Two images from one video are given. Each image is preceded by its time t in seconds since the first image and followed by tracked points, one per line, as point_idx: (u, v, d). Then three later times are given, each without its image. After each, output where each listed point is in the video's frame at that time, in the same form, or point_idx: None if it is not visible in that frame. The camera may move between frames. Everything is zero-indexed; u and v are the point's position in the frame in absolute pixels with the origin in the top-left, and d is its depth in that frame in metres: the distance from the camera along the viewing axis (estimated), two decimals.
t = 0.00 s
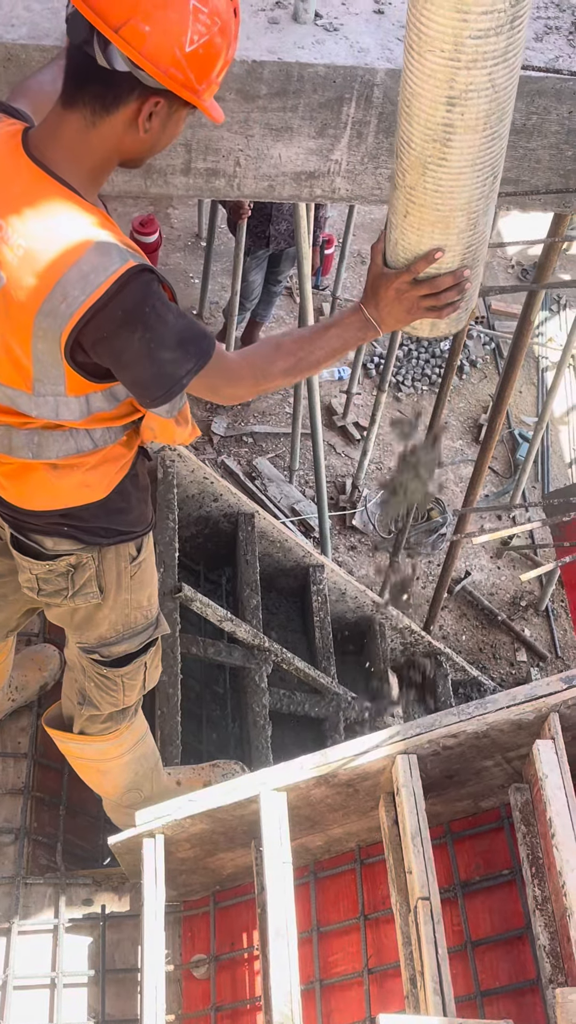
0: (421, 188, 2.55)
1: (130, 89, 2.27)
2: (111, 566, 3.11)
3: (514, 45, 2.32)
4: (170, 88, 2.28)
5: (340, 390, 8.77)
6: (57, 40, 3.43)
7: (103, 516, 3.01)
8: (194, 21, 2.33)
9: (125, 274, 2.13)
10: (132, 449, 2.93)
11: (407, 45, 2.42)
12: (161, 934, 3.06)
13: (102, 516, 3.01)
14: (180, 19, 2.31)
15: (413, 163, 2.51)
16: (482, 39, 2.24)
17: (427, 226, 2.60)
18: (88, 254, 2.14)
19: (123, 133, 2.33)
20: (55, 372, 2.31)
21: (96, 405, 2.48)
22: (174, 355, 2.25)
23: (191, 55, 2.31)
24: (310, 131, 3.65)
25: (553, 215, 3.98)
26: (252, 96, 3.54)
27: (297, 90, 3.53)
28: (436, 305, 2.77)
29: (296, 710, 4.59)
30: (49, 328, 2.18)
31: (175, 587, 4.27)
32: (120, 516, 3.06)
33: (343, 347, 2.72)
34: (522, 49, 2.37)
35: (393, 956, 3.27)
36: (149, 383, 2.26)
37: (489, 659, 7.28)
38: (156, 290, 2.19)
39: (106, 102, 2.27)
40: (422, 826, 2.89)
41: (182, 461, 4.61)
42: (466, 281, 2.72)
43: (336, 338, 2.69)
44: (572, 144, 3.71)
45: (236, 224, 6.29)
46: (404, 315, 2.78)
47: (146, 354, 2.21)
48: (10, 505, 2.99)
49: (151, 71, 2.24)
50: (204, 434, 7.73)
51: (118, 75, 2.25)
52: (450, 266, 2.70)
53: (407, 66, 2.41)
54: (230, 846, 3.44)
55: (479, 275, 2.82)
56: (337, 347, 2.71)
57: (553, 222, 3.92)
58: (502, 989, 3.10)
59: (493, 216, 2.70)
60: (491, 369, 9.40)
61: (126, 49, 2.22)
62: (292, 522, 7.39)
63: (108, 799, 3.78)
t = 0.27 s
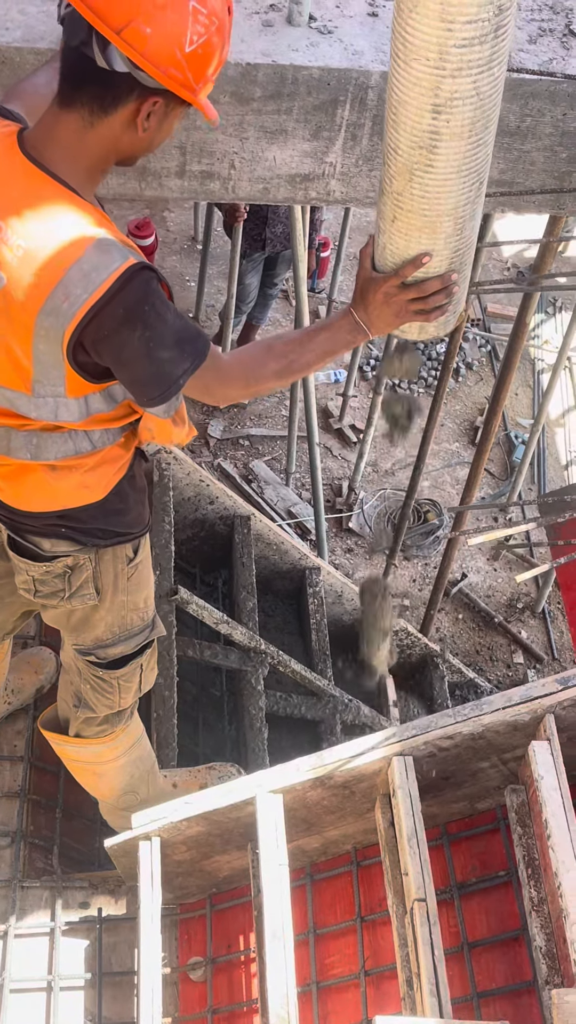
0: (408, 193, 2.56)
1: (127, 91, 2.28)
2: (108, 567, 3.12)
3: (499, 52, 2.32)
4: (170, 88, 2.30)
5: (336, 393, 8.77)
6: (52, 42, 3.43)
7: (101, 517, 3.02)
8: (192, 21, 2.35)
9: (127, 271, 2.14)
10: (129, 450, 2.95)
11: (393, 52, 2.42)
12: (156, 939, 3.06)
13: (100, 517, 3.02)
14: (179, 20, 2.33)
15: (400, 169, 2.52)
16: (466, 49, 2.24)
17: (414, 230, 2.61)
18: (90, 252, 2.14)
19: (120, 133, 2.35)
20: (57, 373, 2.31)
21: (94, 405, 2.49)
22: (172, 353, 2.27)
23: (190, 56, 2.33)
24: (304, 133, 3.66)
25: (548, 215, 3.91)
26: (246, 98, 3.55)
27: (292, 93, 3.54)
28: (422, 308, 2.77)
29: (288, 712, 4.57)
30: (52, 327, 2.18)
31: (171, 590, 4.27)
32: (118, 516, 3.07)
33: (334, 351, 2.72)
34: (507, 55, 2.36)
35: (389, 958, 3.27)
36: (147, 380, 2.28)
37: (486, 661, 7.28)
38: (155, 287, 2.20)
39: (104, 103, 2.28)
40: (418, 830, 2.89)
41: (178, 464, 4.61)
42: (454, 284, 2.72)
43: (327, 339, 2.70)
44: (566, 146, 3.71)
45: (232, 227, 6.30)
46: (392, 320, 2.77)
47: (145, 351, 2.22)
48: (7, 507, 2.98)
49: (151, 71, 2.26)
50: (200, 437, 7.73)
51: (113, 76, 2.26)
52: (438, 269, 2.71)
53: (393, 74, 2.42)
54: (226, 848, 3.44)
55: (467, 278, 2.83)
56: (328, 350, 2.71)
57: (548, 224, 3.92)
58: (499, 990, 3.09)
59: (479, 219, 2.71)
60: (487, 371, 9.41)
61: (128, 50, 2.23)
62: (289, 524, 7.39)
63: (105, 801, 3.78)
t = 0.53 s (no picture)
0: (405, 197, 2.56)
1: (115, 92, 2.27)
2: (100, 568, 3.12)
3: (496, 54, 2.32)
4: (156, 82, 2.28)
5: (332, 394, 8.78)
6: (45, 44, 3.43)
7: (92, 518, 3.02)
8: (176, 17, 2.35)
9: (115, 272, 2.13)
10: (121, 452, 2.94)
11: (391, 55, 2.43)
12: (152, 941, 3.05)
13: (91, 520, 3.02)
14: (163, 16, 2.33)
15: (397, 171, 2.52)
16: (465, 50, 2.24)
17: (412, 233, 2.60)
18: (78, 256, 2.15)
19: (107, 131, 2.33)
20: (46, 375, 2.31)
21: (86, 406, 2.49)
22: (163, 355, 2.26)
23: (174, 50, 2.33)
24: (299, 135, 3.66)
25: (542, 219, 3.94)
26: (240, 100, 3.55)
27: (286, 95, 3.54)
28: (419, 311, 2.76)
29: (286, 715, 4.58)
30: (41, 329, 2.17)
31: (167, 592, 4.27)
32: (110, 518, 3.07)
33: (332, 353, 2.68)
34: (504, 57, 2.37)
35: (385, 960, 3.27)
36: (139, 382, 2.26)
37: (482, 663, 7.28)
38: (145, 288, 2.20)
39: (91, 101, 2.27)
40: (413, 831, 2.89)
41: (173, 466, 4.61)
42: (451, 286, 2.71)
43: (322, 343, 2.65)
44: (560, 148, 3.70)
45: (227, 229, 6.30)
46: (389, 322, 2.75)
47: (136, 353, 2.21)
48: None
49: (137, 65, 2.25)
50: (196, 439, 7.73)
51: (105, 76, 2.25)
52: (435, 271, 2.69)
53: (390, 75, 2.42)
54: (222, 851, 3.44)
55: (463, 281, 2.82)
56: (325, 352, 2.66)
57: (543, 226, 3.93)
58: (494, 992, 3.09)
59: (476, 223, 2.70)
60: (482, 373, 9.42)
61: (113, 45, 2.23)
62: (285, 526, 7.39)
63: (100, 803, 3.78)
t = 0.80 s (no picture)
0: (391, 192, 2.53)
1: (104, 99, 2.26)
2: (86, 576, 3.14)
3: (483, 48, 2.30)
4: (146, 91, 2.30)
5: (328, 394, 8.79)
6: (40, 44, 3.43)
7: (76, 530, 3.03)
8: (166, 25, 2.37)
9: (103, 278, 2.13)
10: (107, 459, 2.93)
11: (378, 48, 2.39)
12: (150, 941, 3.05)
13: (75, 530, 3.02)
14: (152, 25, 2.34)
15: (383, 166, 2.49)
16: (452, 42, 2.22)
17: (397, 229, 2.58)
18: (67, 258, 2.14)
19: (98, 138, 2.33)
20: (33, 382, 2.30)
21: (74, 414, 2.50)
22: (152, 362, 2.27)
23: (163, 58, 2.35)
24: (295, 135, 3.66)
25: (537, 218, 3.93)
26: (236, 100, 3.55)
27: (282, 94, 3.54)
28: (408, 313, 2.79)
29: (283, 715, 4.56)
30: (28, 334, 2.16)
31: (163, 593, 4.27)
32: (94, 528, 3.08)
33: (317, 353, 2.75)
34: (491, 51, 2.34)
35: (383, 959, 3.26)
36: (128, 389, 2.27)
37: (479, 663, 7.29)
38: (134, 295, 2.20)
39: (84, 104, 2.27)
40: (411, 831, 2.90)
41: (169, 466, 4.61)
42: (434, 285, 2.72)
43: (306, 344, 2.72)
44: (556, 147, 3.69)
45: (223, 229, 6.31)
46: (374, 318, 2.77)
47: (125, 359, 2.21)
48: None
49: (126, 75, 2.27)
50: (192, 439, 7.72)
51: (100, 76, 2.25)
52: (420, 269, 2.69)
53: (377, 68, 2.39)
54: (219, 851, 3.44)
55: (447, 281, 2.82)
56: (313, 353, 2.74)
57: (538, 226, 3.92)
58: (492, 991, 3.09)
59: (463, 219, 2.68)
60: (478, 373, 9.42)
61: (102, 55, 2.24)
62: (281, 526, 7.40)
63: (98, 804, 3.78)
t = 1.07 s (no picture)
0: (313, 208, 2.39)
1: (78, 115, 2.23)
2: (67, 586, 3.14)
3: (409, 63, 2.18)
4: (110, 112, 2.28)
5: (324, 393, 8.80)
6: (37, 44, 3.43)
7: (53, 541, 3.03)
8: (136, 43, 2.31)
9: (54, 295, 2.11)
10: (79, 476, 2.95)
11: (302, 58, 2.26)
12: (149, 939, 3.05)
13: (52, 542, 3.03)
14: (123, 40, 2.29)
15: (305, 180, 2.34)
16: (379, 55, 2.09)
17: (317, 245, 2.45)
18: (18, 269, 2.11)
19: (63, 155, 2.33)
20: None
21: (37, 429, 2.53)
22: (98, 390, 2.24)
23: (131, 78, 2.30)
24: (290, 135, 3.65)
25: (533, 216, 3.94)
26: (232, 98, 3.54)
27: (278, 93, 3.54)
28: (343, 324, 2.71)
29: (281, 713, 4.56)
30: None
31: (161, 591, 4.27)
32: (70, 540, 3.09)
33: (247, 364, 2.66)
34: (417, 67, 2.22)
35: (382, 957, 3.26)
36: (71, 413, 2.24)
37: (476, 661, 7.29)
38: (85, 317, 2.18)
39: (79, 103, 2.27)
40: (410, 828, 2.91)
41: (167, 465, 4.61)
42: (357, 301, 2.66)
43: (228, 370, 2.62)
44: (552, 146, 3.67)
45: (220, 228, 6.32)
46: (292, 337, 2.66)
47: (69, 383, 2.18)
48: None
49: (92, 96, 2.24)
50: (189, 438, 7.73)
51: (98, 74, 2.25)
52: (339, 288, 2.59)
53: (300, 79, 2.24)
54: (219, 849, 3.45)
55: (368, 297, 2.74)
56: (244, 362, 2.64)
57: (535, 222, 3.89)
58: (491, 988, 3.09)
59: (385, 233, 2.56)
60: (475, 371, 9.43)
61: (69, 74, 2.21)
62: (278, 525, 7.41)
63: (97, 803, 3.77)
